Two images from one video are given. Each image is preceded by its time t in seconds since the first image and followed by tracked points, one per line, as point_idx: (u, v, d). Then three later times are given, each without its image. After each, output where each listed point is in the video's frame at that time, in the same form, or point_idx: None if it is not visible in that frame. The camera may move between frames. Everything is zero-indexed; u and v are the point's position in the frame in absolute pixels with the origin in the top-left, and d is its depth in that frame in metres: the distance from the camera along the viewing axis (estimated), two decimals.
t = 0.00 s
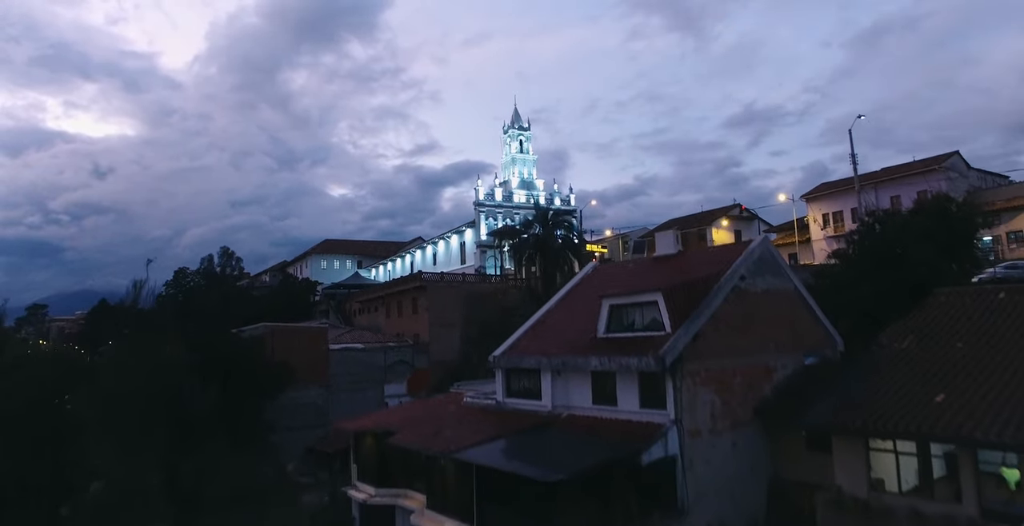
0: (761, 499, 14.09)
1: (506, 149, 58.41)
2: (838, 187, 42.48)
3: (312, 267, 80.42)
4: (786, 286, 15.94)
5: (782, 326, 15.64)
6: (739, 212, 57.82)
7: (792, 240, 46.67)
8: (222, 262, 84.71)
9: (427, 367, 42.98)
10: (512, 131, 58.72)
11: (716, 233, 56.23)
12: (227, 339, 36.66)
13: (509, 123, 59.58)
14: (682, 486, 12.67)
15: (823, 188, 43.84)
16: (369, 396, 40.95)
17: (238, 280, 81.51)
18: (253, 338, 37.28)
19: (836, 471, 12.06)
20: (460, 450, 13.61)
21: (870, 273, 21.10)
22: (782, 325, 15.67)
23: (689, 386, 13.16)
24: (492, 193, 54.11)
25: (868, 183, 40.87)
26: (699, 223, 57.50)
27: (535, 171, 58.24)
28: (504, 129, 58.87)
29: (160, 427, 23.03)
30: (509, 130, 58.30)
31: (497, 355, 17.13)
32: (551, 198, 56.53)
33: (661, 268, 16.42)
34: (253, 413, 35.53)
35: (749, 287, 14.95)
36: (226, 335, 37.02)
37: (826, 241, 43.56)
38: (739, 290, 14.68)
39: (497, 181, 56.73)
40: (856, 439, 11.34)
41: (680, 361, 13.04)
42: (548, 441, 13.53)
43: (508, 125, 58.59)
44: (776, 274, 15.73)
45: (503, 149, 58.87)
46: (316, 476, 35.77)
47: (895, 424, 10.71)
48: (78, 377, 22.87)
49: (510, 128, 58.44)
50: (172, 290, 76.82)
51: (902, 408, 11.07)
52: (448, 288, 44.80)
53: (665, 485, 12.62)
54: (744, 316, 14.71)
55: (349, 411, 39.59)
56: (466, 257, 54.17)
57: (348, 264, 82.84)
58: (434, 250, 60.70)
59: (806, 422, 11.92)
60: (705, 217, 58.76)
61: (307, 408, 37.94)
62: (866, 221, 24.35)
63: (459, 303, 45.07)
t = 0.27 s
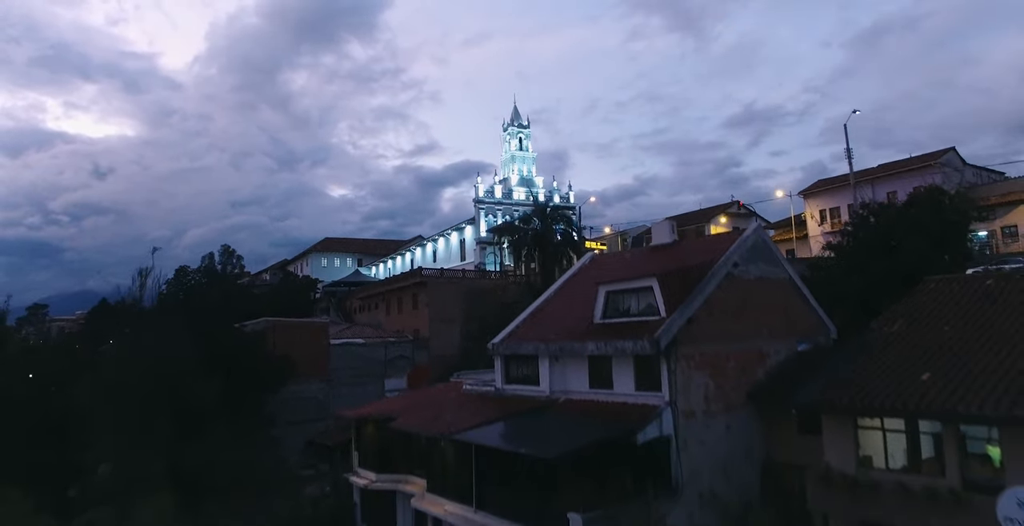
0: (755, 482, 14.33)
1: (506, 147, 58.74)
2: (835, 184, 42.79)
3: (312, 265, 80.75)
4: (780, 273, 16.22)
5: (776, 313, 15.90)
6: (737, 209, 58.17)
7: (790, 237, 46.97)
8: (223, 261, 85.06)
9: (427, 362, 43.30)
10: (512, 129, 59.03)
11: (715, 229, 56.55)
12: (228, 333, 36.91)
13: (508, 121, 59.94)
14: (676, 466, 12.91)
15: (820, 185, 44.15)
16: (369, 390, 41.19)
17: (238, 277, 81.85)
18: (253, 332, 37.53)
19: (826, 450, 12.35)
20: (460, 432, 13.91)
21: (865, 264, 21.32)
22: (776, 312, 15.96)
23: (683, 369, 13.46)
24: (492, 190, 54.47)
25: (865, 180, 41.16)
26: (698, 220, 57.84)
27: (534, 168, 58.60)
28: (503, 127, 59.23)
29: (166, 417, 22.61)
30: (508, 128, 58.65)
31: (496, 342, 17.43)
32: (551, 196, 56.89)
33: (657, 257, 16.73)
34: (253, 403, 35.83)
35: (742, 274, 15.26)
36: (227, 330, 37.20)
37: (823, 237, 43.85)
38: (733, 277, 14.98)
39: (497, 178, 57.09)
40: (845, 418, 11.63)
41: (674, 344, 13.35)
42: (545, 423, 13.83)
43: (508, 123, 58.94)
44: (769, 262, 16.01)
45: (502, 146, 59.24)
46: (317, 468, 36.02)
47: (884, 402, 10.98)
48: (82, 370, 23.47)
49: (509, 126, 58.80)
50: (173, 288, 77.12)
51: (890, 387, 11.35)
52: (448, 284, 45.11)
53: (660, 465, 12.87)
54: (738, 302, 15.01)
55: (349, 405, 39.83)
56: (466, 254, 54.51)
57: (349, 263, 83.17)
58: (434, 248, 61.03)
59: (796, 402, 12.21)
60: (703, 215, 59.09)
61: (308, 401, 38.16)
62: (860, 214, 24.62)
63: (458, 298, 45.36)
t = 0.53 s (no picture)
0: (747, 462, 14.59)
1: (505, 144, 59.15)
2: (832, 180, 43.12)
3: (313, 263, 81.14)
4: (772, 261, 16.60)
5: (769, 299, 16.24)
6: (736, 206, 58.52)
7: (787, 233, 47.35)
8: (224, 258, 85.38)
9: (426, 356, 43.72)
10: (511, 126, 59.36)
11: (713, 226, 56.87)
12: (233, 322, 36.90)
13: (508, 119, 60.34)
14: (669, 445, 13.20)
15: (817, 181, 44.47)
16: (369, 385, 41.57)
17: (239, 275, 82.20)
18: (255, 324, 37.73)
19: (815, 428, 12.73)
20: (460, 413, 14.31)
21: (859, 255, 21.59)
22: (768, 299, 16.34)
23: (676, 351, 13.84)
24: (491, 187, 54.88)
25: (861, 176, 41.50)
26: (696, 217, 58.17)
27: (534, 165, 58.98)
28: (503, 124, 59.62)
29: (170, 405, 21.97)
30: (508, 125, 59.04)
31: (495, 329, 17.81)
32: (550, 193, 57.29)
33: (652, 245, 17.08)
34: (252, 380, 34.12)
35: (735, 261, 15.65)
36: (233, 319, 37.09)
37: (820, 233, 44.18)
38: (725, 263, 15.37)
39: (496, 175, 57.47)
40: (833, 396, 12.02)
41: (667, 327, 13.74)
42: (543, 403, 14.23)
43: (507, 120, 59.33)
44: (762, 250, 16.39)
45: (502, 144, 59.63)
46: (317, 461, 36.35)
47: (870, 379, 11.38)
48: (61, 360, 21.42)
49: (509, 123, 59.18)
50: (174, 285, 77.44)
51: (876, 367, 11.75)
52: (448, 280, 45.56)
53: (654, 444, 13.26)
54: (730, 288, 15.38)
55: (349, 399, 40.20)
56: (466, 251, 54.89)
57: (349, 260, 83.50)
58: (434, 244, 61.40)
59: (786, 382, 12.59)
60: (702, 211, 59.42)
61: (308, 395, 38.43)
62: (855, 207, 24.97)
63: (457, 294, 45.79)
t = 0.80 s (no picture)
0: (737, 439, 15.06)
1: (505, 141, 59.65)
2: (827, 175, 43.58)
3: (314, 260, 81.59)
4: (763, 246, 17.06)
5: (760, 283, 16.71)
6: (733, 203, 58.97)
7: (784, 228, 47.80)
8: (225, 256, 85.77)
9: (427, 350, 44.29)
10: (510, 123, 59.93)
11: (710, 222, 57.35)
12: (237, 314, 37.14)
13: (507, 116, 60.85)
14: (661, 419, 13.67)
15: (813, 176, 44.93)
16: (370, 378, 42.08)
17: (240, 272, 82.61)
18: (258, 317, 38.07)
19: (801, 403, 13.23)
20: (459, 391, 14.78)
21: (849, 244, 22.08)
22: (759, 283, 16.82)
23: (668, 330, 14.35)
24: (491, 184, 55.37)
25: (857, 170, 41.97)
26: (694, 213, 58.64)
27: (533, 162, 59.46)
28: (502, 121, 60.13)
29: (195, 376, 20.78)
30: (507, 122, 59.54)
31: (493, 314, 18.28)
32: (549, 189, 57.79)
33: (647, 231, 17.55)
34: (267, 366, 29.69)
35: (726, 245, 16.13)
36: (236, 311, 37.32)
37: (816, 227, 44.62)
38: (716, 247, 15.85)
39: (496, 172, 57.97)
40: (818, 371, 12.52)
41: (660, 307, 14.23)
42: (539, 381, 14.72)
43: (507, 117, 59.83)
44: (752, 235, 16.86)
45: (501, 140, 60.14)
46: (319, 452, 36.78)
47: (853, 352, 11.89)
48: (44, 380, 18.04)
49: (508, 120, 59.69)
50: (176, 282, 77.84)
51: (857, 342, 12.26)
52: (447, 274, 46.11)
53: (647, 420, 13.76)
54: (721, 271, 15.89)
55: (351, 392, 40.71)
56: (466, 247, 55.34)
57: (349, 258, 83.93)
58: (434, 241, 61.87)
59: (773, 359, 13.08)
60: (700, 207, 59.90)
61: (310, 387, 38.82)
62: (846, 197, 25.47)
63: (457, 288, 46.34)
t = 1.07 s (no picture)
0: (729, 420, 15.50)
1: (504, 138, 60.15)
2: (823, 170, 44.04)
3: (314, 257, 81.99)
4: (754, 234, 17.48)
5: (751, 270, 17.13)
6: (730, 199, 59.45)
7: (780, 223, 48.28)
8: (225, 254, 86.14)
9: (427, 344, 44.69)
10: (510, 120, 60.54)
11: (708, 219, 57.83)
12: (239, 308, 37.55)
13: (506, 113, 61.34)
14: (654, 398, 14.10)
15: (809, 172, 45.41)
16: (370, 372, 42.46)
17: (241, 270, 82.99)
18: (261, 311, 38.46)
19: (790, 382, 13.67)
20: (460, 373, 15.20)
21: (841, 234, 22.57)
22: (751, 271, 17.25)
23: (661, 314, 14.75)
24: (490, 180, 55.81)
25: (852, 166, 42.43)
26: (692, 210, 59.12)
27: (532, 159, 59.92)
28: (501, 118, 60.63)
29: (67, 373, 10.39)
30: (506, 119, 60.03)
31: (492, 301, 18.71)
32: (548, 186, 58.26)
33: (640, 219, 18.00)
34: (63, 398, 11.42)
35: (718, 232, 16.58)
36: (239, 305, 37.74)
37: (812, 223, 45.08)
38: (708, 234, 16.28)
39: (495, 168, 58.44)
40: (805, 350, 12.97)
41: (653, 290, 14.68)
42: (537, 363, 15.15)
43: (506, 114, 60.32)
44: (744, 223, 17.28)
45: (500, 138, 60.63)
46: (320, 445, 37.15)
47: (838, 331, 12.34)
48: None
49: (508, 117, 60.18)
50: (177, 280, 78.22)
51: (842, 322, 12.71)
52: (447, 270, 46.52)
53: (641, 399, 14.21)
54: (713, 257, 16.32)
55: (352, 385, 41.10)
56: (466, 243, 55.75)
57: (350, 255, 84.33)
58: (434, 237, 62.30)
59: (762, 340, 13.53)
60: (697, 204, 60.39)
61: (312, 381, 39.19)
62: (839, 190, 25.93)
63: (457, 283, 46.77)
